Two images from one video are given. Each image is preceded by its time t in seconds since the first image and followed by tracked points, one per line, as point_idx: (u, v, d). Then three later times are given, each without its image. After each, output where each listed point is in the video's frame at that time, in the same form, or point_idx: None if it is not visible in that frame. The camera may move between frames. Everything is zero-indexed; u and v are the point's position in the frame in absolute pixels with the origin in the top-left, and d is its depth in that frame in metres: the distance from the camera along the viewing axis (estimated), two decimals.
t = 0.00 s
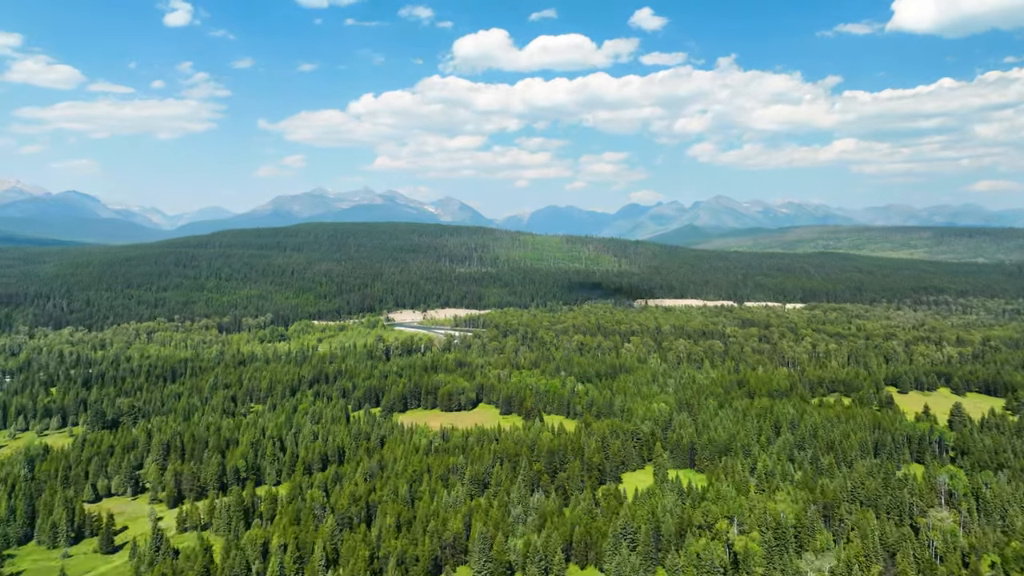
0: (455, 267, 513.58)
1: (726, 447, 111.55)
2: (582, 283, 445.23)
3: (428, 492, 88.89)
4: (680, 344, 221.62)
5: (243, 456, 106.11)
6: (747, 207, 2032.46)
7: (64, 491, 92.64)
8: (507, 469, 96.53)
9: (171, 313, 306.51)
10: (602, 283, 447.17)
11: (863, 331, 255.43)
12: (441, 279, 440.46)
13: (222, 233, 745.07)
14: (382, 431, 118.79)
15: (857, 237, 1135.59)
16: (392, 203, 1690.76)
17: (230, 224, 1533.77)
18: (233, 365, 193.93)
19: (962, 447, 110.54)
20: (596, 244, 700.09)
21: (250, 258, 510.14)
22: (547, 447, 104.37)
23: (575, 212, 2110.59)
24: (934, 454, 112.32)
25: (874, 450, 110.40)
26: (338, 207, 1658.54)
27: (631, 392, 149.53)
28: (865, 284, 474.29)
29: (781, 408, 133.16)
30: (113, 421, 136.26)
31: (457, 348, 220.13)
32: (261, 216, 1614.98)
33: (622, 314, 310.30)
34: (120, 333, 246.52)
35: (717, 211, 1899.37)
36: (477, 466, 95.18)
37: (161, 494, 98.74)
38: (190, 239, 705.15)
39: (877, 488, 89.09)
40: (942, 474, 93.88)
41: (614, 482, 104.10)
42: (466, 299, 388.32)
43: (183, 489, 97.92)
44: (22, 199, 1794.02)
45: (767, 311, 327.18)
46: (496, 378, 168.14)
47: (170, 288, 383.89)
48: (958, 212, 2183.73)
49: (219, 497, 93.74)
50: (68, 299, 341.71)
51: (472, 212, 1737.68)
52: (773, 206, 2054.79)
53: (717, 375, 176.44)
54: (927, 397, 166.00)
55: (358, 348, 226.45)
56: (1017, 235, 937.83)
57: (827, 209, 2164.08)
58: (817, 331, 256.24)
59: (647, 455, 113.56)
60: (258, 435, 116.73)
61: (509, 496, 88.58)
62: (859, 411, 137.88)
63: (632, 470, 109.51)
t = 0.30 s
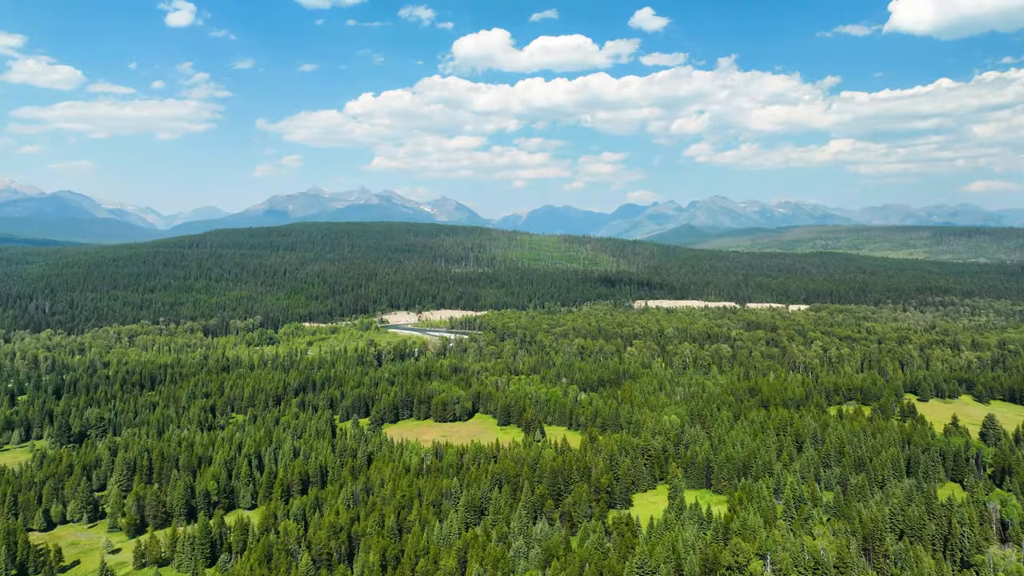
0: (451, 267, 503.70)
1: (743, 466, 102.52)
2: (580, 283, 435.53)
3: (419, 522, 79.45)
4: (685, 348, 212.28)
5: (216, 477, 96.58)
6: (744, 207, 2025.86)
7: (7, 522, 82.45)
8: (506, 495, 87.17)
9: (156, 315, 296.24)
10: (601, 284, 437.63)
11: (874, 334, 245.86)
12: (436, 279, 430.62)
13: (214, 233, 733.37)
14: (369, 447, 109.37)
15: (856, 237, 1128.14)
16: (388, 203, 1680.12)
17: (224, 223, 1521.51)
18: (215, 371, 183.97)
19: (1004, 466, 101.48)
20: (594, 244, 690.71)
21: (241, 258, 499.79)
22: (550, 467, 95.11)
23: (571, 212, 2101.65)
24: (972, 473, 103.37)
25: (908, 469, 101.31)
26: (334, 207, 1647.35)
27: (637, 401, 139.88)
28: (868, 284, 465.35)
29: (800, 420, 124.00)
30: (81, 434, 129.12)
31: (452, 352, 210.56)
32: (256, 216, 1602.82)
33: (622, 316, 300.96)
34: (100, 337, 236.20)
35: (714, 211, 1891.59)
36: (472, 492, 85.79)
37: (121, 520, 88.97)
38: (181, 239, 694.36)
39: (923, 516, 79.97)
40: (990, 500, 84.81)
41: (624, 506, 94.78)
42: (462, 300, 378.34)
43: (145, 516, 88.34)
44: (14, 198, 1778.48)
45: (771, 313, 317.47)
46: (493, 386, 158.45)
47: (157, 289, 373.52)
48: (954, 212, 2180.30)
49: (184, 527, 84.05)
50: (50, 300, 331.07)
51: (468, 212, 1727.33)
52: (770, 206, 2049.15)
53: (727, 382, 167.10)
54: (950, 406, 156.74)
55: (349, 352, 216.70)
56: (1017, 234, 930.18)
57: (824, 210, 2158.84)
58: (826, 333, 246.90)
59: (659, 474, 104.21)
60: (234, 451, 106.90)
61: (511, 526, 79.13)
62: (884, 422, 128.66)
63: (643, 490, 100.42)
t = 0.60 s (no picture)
0: (447, 266, 492.60)
1: (772, 491, 91.78)
2: (580, 284, 424.43)
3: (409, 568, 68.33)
4: (693, 353, 201.36)
5: (178, 506, 85.75)
6: (742, 207, 2017.43)
7: None
8: (508, 530, 76.50)
9: (139, 317, 284.80)
10: (602, 285, 426.51)
11: (890, 337, 234.81)
12: (432, 279, 419.65)
13: (206, 232, 720.93)
14: (353, 467, 98.45)
15: (856, 236, 1118.24)
16: (384, 203, 1667.48)
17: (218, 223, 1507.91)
18: (195, 377, 172.64)
19: None
20: (593, 243, 679.77)
21: (233, 258, 488.00)
22: (556, 495, 84.34)
23: (569, 212, 2090.31)
24: None
25: (957, 495, 90.93)
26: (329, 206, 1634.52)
27: (648, 413, 129.01)
28: (874, 285, 454.81)
29: (829, 435, 113.43)
30: (38, 451, 117.84)
31: (447, 357, 199.54)
32: (250, 215, 1588.89)
33: (624, 318, 290.26)
34: (76, 341, 224.66)
35: (712, 211, 1881.50)
36: (469, 526, 75.16)
37: (67, 557, 78.21)
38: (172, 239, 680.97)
39: (991, 559, 69.48)
40: None
41: (640, 539, 83.85)
42: (457, 301, 367.07)
43: (94, 553, 77.65)
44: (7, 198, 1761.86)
45: (778, 315, 306.49)
46: (491, 396, 147.50)
47: (144, 289, 361.82)
48: (952, 211, 2173.14)
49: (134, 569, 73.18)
50: (30, 301, 319.13)
51: (465, 212, 1715.20)
52: (768, 206, 2039.38)
53: (742, 391, 156.10)
54: (982, 417, 145.98)
55: (338, 357, 205.52)
56: (1019, 233, 920.03)
57: (822, 209, 2149.87)
58: (839, 337, 236.13)
59: (677, 499, 93.46)
60: (202, 473, 95.93)
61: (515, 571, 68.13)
62: (918, 437, 118.12)
63: (660, 517, 90.04)
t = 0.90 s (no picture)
0: (448, 267, 483.29)
1: (809, 520, 82.28)
2: (585, 285, 414.98)
3: None
4: (705, 359, 191.65)
5: (142, 541, 76.42)
6: (744, 207, 2006.94)
7: None
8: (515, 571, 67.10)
9: (129, 319, 275.53)
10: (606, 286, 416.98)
11: (910, 340, 224.90)
12: (433, 280, 410.51)
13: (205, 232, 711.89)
14: (341, 491, 89.08)
15: (861, 236, 1107.60)
16: (385, 203, 1658.78)
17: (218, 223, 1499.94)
18: (180, 385, 163.24)
19: None
20: (596, 243, 670.01)
21: (229, 258, 478.81)
22: (569, 526, 74.83)
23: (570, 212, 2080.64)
24: None
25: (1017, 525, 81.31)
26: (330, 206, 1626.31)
27: (664, 427, 118.97)
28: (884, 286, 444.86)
29: (864, 452, 103.65)
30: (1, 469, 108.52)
31: (447, 362, 190.01)
32: (250, 215, 1580.21)
33: (631, 321, 280.85)
34: (61, 344, 215.44)
35: (714, 211, 1871.10)
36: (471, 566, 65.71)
37: None
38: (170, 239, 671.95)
39: None
40: None
41: None
42: (459, 303, 357.42)
43: None
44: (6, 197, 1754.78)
45: (790, 317, 296.09)
46: (494, 406, 137.82)
47: (136, 291, 352.63)
48: (955, 211, 2161.68)
49: None
50: (19, 302, 310.11)
51: (466, 212, 1706.17)
52: (770, 205, 2028.78)
53: (761, 401, 146.48)
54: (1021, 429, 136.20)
55: (334, 362, 196.04)
56: None
57: (825, 209, 2139.40)
58: (855, 340, 226.65)
59: (703, 528, 83.76)
60: (173, 498, 86.48)
61: None
62: (960, 454, 108.34)
63: (685, 550, 80.43)
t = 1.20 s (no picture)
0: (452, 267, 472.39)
1: (867, 562, 70.89)
2: (592, 285, 403.50)
3: None
4: (724, 365, 180.08)
5: None
6: (749, 207, 1992.88)
7: None
8: None
9: (120, 322, 265.07)
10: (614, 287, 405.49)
11: (939, 345, 212.58)
12: (436, 281, 399.66)
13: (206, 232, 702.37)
14: (326, 525, 78.25)
15: (870, 236, 1092.81)
16: (388, 203, 1649.35)
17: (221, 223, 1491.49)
18: (164, 395, 152.47)
19: None
20: (603, 243, 658.05)
21: (228, 259, 468.66)
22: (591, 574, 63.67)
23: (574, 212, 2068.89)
24: None
25: None
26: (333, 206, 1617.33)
27: (688, 445, 107.41)
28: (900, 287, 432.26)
29: (918, 477, 92.01)
30: None
31: (449, 369, 178.95)
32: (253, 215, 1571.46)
33: (641, 324, 269.43)
34: (45, 349, 204.97)
35: (720, 211, 1856.65)
36: None
37: None
38: (170, 239, 662.72)
39: None
40: None
41: None
42: (462, 304, 346.26)
43: None
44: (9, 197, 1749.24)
45: (807, 320, 284.13)
46: (500, 419, 126.72)
47: (131, 292, 342.40)
48: (963, 211, 2143.21)
49: None
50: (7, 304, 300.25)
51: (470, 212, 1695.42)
52: (776, 205, 2013.45)
53: (791, 414, 134.88)
54: None
55: (330, 369, 185.09)
56: None
57: (831, 208, 2123.60)
58: (880, 345, 214.75)
59: (744, 571, 72.41)
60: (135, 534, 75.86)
61: None
62: None
63: None
